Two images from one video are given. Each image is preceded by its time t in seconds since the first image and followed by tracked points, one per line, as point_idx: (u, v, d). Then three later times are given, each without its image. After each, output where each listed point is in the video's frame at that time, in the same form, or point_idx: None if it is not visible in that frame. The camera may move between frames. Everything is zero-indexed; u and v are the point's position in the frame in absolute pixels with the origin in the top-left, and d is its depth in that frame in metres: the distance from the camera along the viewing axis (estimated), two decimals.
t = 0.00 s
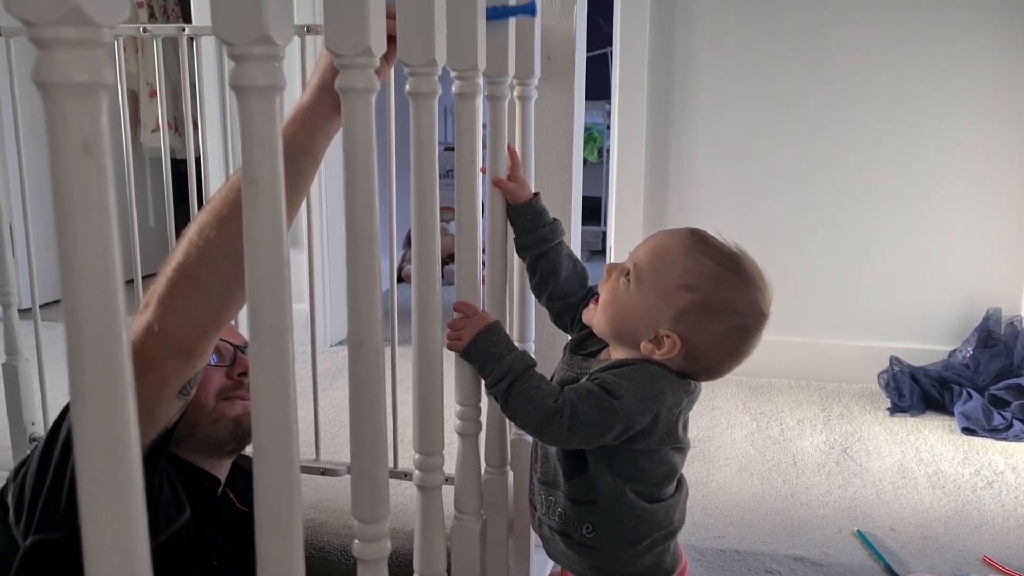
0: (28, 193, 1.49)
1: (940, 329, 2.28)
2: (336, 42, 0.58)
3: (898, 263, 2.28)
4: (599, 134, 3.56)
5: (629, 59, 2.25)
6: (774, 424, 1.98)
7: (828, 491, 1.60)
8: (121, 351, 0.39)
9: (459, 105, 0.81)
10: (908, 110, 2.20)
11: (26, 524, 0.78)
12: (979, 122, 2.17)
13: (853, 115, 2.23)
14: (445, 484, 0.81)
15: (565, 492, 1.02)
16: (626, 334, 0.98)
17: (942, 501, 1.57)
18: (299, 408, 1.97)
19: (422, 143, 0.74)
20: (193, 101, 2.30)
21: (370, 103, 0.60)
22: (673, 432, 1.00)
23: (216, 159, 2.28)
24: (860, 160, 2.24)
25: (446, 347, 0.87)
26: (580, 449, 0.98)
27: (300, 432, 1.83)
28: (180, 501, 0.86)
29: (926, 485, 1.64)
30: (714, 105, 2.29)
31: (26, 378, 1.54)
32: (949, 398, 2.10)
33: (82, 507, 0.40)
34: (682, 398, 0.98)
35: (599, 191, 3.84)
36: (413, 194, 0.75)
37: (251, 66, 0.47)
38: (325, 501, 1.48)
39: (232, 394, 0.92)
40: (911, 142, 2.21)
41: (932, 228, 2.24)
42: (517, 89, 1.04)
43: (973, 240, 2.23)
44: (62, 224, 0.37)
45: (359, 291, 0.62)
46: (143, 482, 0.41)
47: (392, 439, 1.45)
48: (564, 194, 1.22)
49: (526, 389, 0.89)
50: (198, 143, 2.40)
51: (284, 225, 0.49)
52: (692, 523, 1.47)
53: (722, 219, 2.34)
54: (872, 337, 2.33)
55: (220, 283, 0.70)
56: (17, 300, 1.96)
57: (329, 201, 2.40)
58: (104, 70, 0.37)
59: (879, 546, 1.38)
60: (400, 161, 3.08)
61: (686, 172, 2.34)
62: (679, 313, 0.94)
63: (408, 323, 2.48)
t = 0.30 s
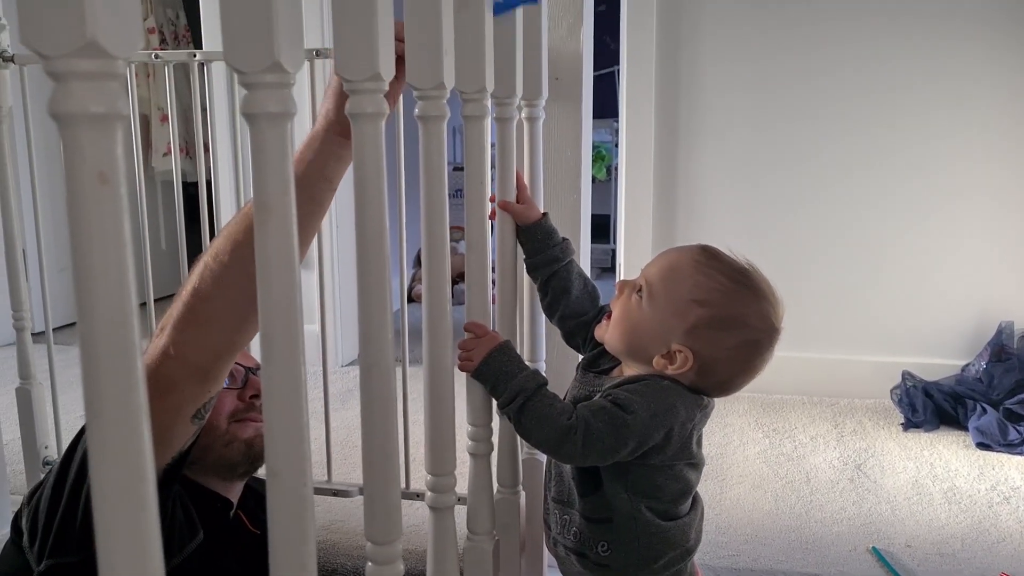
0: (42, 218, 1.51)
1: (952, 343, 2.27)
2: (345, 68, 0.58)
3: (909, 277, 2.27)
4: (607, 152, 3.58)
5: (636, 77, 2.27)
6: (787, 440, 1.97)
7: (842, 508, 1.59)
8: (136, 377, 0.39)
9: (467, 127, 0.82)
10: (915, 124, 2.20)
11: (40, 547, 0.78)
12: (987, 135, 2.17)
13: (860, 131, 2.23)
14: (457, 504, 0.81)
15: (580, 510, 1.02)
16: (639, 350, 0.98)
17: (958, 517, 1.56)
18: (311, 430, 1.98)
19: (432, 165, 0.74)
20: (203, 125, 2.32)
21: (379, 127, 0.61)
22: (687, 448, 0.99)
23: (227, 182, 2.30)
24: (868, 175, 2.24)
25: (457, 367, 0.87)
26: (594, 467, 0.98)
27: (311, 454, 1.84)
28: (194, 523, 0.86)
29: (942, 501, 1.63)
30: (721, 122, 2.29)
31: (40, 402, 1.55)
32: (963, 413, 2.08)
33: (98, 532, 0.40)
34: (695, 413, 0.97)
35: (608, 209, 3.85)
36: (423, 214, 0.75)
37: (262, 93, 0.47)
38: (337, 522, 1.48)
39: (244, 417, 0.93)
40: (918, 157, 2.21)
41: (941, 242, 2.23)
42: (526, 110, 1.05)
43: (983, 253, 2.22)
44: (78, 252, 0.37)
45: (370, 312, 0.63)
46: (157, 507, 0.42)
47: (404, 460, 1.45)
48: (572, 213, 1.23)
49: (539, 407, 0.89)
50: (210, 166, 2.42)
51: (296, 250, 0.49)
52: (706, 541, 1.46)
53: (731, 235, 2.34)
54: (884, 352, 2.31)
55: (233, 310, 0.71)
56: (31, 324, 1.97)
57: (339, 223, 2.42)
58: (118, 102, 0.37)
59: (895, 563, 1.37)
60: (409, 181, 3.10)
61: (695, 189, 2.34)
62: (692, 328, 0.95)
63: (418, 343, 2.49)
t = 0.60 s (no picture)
0: (47, 231, 1.52)
1: (958, 350, 2.26)
2: (347, 82, 0.59)
3: (913, 283, 2.26)
4: (611, 160, 3.58)
5: (639, 86, 2.27)
6: (792, 449, 1.97)
7: (848, 516, 1.58)
8: (139, 390, 0.40)
9: (470, 138, 0.82)
10: (918, 131, 2.20)
11: (46, 561, 0.78)
12: (989, 141, 2.17)
13: (863, 138, 2.23)
14: (460, 515, 0.81)
15: (585, 520, 1.02)
16: (642, 359, 0.98)
17: (965, 524, 1.55)
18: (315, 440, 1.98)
19: (434, 177, 0.75)
20: (208, 137, 2.34)
21: (381, 139, 0.61)
22: (691, 457, 0.99)
23: (231, 193, 2.31)
24: (872, 182, 2.24)
25: (461, 377, 0.88)
26: (598, 477, 0.98)
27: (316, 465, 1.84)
28: (200, 535, 0.87)
29: (948, 509, 1.62)
30: (724, 131, 2.30)
31: (45, 414, 1.55)
32: (969, 420, 2.07)
33: (101, 545, 0.41)
34: (699, 423, 0.97)
35: (612, 218, 3.85)
36: (426, 225, 0.76)
37: (265, 107, 0.48)
38: (342, 533, 1.48)
39: (250, 428, 0.93)
40: (922, 163, 2.21)
41: (945, 248, 2.23)
42: (527, 120, 1.06)
43: (988, 260, 2.22)
44: (82, 267, 0.38)
45: (373, 323, 0.63)
46: (160, 519, 0.42)
47: (409, 470, 1.45)
48: (575, 222, 1.23)
49: (543, 419, 0.89)
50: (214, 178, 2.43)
51: (298, 263, 0.49)
52: (712, 550, 1.45)
53: (734, 243, 2.34)
54: (890, 359, 2.31)
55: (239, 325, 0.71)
56: (36, 336, 1.98)
57: (343, 234, 2.42)
58: (121, 117, 0.38)
59: (901, 572, 1.36)
60: (413, 192, 3.11)
61: (697, 198, 2.34)
62: (695, 337, 0.94)
63: (422, 353, 2.49)
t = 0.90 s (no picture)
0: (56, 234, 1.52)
1: (965, 352, 2.26)
2: (352, 83, 0.59)
3: (919, 285, 2.26)
4: (616, 163, 3.58)
5: (644, 89, 2.28)
6: (799, 451, 1.96)
7: (855, 518, 1.58)
8: (146, 389, 0.40)
9: (475, 140, 0.82)
10: (924, 133, 2.20)
11: (54, 561, 0.79)
12: (995, 142, 2.17)
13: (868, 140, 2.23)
14: (465, 516, 0.81)
15: (591, 521, 1.02)
16: (647, 359, 0.98)
17: (972, 527, 1.55)
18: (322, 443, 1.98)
19: (439, 178, 0.75)
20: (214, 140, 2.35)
21: (386, 140, 0.61)
22: (697, 457, 0.99)
23: (238, 196, 2.32)
24: (877, 184, 2.24)
25: (466, 378, 0.88)
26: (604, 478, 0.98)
27: (322, 467, 1.84)
28: (207, 537, 0.87)
29: (955, 511, 1.61)
30: (729, 133, 2.30)
31: (53, 416, 1.56)
32: (976, 423, 2.07)
33: (109, 544, 0.41)
34: (704, 424, 0.97)
35: (618, 221, 3.85)
36: (431, 225, 0.76)
37: (270, 109, 0.48)
38: (348, 535, 1.49)
39: (257, 430, 0.93)
40: (928, 165, 2.21)
41: (951, 250, 2.23)
42: (533, 122, 1.06)
43: (994, 261, 2.21)
44: (90, 267, 0.38)
45: (378, 322, 0.63)
46: (168, 518, 0.42)
47: (414, 472, 1.45)
48: (580, 224, 1.23)
49: (548, 419, 0.89)
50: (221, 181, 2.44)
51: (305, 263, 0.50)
52: (718, 552, 1.45)
53: (739, 245, 2.34)
54: (896, 361, 2.30)
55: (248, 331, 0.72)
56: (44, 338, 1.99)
57: (349, 237, 2.43)
58: (129, 118, 0.38)
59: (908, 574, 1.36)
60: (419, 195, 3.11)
61: (703, 200, 2.34)
62: (700, 337, 0.94)
63: (428, 356, 2.50)
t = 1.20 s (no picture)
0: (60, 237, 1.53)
1: (970, 354, 2.24)
2: (353, 84, 0.59)
3: (924, 288, 2.25)
4: (621, 165, 3.58)
5: (648, 90, 2.27)
6: (804, 453, 1.95)
7: (860, 521, 1.57)
8: (144, 390, 0.40)
9: (477, 141, 0.82)
10: (929, 135, 2.19)
11: (55, 563, 0.79)
12: (1000, 143, 2.16)
13: (873, 141, 2.22)
14: (468, 518, 0.81)
15: (601, 525, 1.02)
16: (650, 363, 0.97)
17: (978, 529, 1.54)
18: (325, 444, 1.98)
19: (441, 178, 0.75)
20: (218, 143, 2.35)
21: (387, 141, 0.61)
22: (704, 460, 0.98)
23: (241, 198, 2.32)
24: (882, 185, 2.23)
25: (470, 380, 0.87)
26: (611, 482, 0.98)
27: (325, 469, 1.84)
28: (209, 539, 0.87)
29: (960, 513, 1.61)
30: (733, 135, 2.29)
31: (57, 417, 1.56)
32: (982, 425, 2.05)
33: (108, 545, 0.41)
34: (710, 427, 0.97)
35: (623, 223, 3.85)
36: (433, 225, 0.76)
37: (270, 109, 0.48)
38: (351, 537, 1.48)
39: (259, 432, 0.93)
40: (934, 168, 2.20)
41: (957, 251, 2.22)
42: (535, 124, 1.06)
43: (1000, 263, 2.20)
44: (88, 267, 0.38)
45: (378, 323, 0.63)
46: (166, 520, 0.42)
47: (417, 475, 1.45)
48: (584, 225, 1.23)
49: (551, 423, 0.89)
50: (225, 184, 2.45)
51: (305, 264, 0.50)
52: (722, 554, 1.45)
53: (743, 246, 2.33)
54: (901, 363, 2.29)
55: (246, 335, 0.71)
56: (48, 340, 1.99)
57: (353, 240, 2.43)
58: (127, 117, 0.38)
59: None
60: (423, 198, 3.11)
61: (707, 201, 2.34)
62: (703, 341, 0.94)
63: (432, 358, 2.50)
